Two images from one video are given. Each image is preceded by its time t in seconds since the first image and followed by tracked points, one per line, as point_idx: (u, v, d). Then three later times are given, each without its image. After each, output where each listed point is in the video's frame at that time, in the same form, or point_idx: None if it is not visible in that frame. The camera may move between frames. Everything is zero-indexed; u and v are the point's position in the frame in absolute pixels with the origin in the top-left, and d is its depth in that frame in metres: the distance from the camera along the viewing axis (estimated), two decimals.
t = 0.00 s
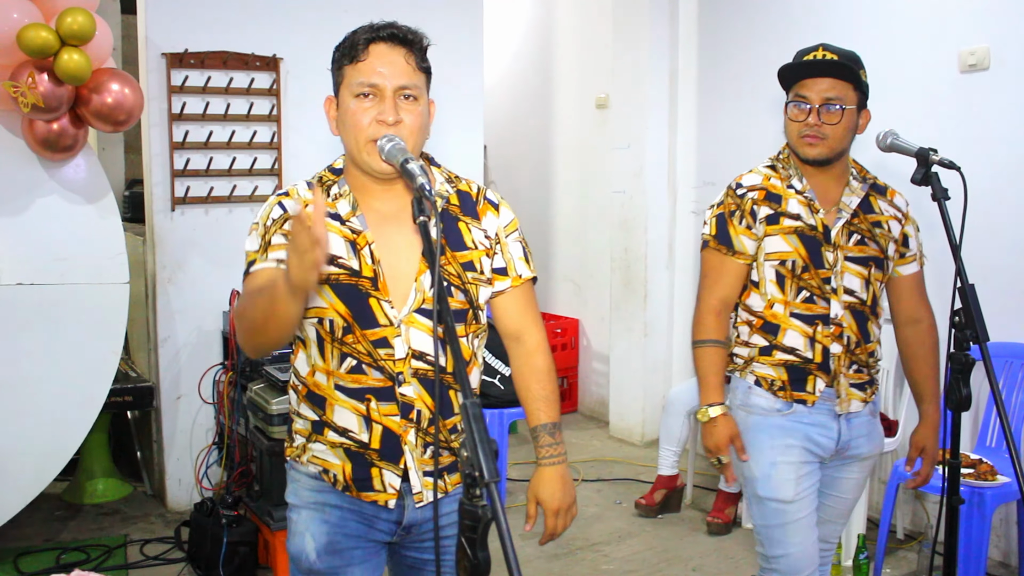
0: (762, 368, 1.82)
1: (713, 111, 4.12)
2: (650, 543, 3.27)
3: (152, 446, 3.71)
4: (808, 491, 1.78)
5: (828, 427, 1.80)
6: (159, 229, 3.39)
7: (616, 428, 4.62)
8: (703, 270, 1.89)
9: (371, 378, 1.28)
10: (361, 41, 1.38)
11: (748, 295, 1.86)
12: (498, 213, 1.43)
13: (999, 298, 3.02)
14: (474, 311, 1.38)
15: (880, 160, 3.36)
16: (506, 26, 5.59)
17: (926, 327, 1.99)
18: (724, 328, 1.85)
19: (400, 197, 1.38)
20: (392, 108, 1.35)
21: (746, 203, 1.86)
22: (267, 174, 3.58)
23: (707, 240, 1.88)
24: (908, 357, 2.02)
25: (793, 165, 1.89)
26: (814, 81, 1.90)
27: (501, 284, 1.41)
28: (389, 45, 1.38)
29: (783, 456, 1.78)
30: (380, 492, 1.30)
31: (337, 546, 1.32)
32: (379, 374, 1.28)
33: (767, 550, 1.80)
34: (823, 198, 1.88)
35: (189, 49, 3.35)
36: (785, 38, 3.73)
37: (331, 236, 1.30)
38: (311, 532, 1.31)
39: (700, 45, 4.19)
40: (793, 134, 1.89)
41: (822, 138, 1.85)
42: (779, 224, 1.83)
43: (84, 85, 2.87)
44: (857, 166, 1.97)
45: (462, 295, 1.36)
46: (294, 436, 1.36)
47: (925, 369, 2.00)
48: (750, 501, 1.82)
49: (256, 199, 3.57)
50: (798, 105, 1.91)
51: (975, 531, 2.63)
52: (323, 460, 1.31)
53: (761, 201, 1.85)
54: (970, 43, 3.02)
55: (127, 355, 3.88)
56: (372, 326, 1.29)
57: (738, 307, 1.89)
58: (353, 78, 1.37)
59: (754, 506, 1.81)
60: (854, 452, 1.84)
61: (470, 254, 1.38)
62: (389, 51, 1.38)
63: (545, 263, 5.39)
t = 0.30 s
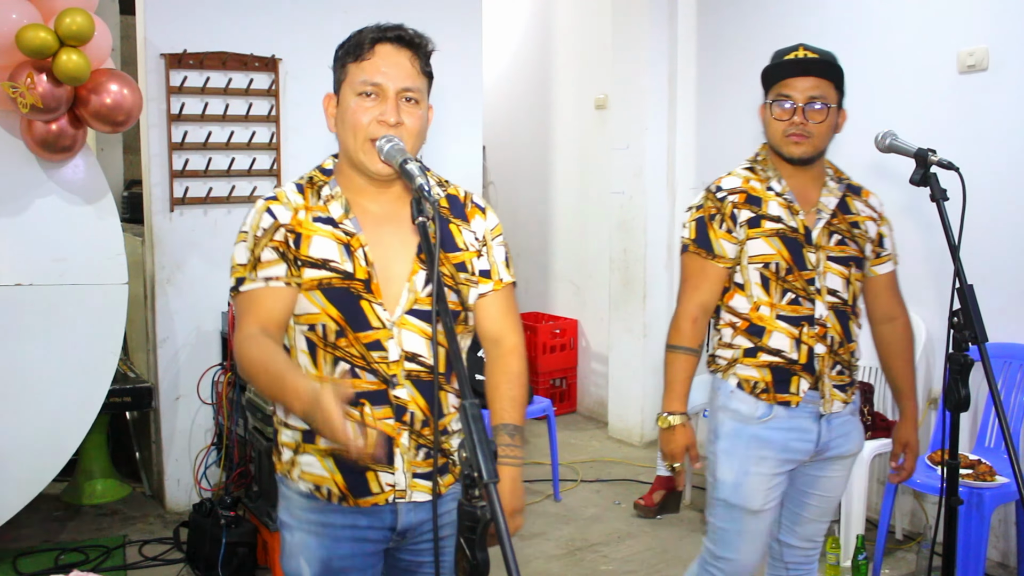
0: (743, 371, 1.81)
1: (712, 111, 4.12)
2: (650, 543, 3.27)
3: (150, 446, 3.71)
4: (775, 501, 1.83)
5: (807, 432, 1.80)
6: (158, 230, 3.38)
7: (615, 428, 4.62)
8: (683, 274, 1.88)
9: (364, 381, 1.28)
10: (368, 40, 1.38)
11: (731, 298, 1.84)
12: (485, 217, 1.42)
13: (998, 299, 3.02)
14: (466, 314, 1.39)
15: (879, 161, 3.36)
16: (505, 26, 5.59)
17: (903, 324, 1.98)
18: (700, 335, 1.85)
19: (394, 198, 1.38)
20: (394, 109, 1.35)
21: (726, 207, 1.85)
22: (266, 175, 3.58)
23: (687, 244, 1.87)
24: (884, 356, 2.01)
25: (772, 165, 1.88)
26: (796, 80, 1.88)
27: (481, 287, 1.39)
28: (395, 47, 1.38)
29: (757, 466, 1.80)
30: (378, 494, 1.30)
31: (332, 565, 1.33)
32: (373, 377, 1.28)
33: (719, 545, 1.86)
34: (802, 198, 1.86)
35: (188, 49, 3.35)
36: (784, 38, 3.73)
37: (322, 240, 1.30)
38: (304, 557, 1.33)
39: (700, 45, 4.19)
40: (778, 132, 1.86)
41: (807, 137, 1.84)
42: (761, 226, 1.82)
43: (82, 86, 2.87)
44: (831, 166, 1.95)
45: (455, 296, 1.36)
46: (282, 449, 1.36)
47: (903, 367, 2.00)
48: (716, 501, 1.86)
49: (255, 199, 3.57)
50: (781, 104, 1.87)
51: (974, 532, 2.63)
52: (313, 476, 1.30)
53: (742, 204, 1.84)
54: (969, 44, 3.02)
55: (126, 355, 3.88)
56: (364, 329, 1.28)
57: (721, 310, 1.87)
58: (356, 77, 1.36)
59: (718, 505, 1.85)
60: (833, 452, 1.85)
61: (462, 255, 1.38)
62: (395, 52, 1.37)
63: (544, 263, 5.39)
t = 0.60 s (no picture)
0: (696, 366, 1.85)
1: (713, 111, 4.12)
2: (650, 544, 3.27)
3: (151, 447, 3.71)
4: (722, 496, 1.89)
5: (756, 429, 1.84)
6: (158, 230, 3.38)
7: (615, 429, 4.62)
8: (642, 276, 1.86)
9: (343, 377, 1.27)
10: (371, 42, 1.39)
11: (684, 297, 1.85)
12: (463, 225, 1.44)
13: (998, 299, 3.02)
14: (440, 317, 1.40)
15: (879, 161, 3.36)
16: (505, 27, 5.60)
17: (846, 318, 2.00)
18: (670, 333, 1.83)
19: (380, 198, 1.38)
20: (395, 114, 1.35)
21: (686, 209, 1.84)
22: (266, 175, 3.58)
23: (646, 245, 1.85)
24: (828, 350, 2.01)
25: (725, 165, 1.90)
26: (764, 74, 1.90)
27: (459, 293, 1.42)
28: (399, 50, 1.39)
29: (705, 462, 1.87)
30: (345, 497, 1.29)
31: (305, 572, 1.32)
32: (351, 374, 1.28)
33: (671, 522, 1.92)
34: (756, 197, 1.87)
35: (188, 49, 3.35)
36: (784, 39, 3.73)
37: (314, 228, 1.30)
38: (277, 565, 1.31)
39: (699, 46, 4.19)
40: (750, 126, 1.87)
41: (779, 131, 1.86)
42: (719, 228, 1.83)
43: (82, 86, 2.87)
44: (782, 161, 1.99)
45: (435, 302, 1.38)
46: (247, 440, 1.32)
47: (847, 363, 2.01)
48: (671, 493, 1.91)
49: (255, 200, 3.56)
50: (754, 97, 1.88)
51: (974, 532, 2.64)
52: (279, 468, 1.27)
53: (700, 206, 1.84)
54: (969, 44, 3.02)
55: (126, 356, 3.88)
56: (349, 324, 1.28)
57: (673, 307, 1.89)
58: (358, 78, 1.36)
59: (671, 494, 1.91)
60: (786, 443, 1.87)
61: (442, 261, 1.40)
62: (399, 56, 1.39)
63: (544, 264, 5.39)
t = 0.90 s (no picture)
0: (688, 369, 1.85)
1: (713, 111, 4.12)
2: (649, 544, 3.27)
3: (151, 447, 3.71)
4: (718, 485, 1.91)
5: (747, 425, 1.85)
6: (158, 230, 3.38)
7: (615, 429, 4.62)
8: (635, 282, 1.84)
9: (338, 379, 1.27)
10: (372, 39, 1.39)
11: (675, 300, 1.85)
12: (455, 233, 1.50)
13: (998, 299, 3.01)
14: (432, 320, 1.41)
15: (879, 161, 3.36)
16: (506, 28, 5.60)
17: (812, 307, 2.09)
18: (665, 345, 1.82)
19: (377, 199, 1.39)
20: (395, 110, 1.35)
21: (678, 213, 1.84)
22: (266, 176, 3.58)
23: (640, 252, 1.83)
24: (793, 336, 2.11)
25: (706, 165, 1.92)
26: (745, 75, 1.93)
27: (453, 300, 1.46)
28: (400, 49, 1.40)
29: (703, 460, 1.86)
30: (337, 496, 1.29)
31: None
32: (345, 376, 1.28)
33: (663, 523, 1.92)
34: (737, 195, 1.93)
35: (188, 50, 3.36)
36: (784, 39, 3.73)
37: (312, 229, 1.30)
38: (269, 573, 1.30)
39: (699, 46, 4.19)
40: (733, 128, 1.90)
41: (760, 131, 1.91)
42: (710, 230, 1.84)
43: (82, 86, 2.87)
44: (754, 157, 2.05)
45: (428, 305, 1.38)
46: (234, 443, 1.32)
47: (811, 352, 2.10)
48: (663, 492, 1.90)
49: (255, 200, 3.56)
50: (738, 99, 1.92)
51: (974, 532, 2.64)
52: (269, 471, 1.27)
53: (692, 209, 1.85)
54: (969, 44, 3.02)
55: (126, 356, 3.88)
56: (345, 325, 1.28)
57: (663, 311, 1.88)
58: (358, 74, 1.36)
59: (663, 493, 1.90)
60: (772, 437, 1.89)
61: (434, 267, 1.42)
62: (399, 54, 1.39)
63: (544, 264, 5.39)
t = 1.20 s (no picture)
0: (689, 369, 1.86)
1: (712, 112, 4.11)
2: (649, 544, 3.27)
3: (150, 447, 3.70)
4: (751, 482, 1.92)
5: (750, 424, 1.86)
6: (158, 230, 3.38)
7: (615, 429, 4.62)
8: (639, 287, 1.82)
9: (336, 383, 1.27)
10: (373, 41, 1.38)
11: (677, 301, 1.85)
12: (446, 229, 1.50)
13: (998, 299, 3.01)
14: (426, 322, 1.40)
15: (878, 161, 3.36)
16: (506, 28, 5.60)
17: (807, 304, 2.11)
18: (670, 348, 1.82)
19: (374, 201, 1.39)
20: (396, 112, 1.36)
21: (681, 217, 1.83)
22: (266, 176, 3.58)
23: (642, 255, 1.81)
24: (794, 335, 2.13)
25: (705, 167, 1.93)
26: (744, 77, 1.96)
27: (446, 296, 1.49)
28: (400, 51, 1.39)
29: (706, 462, 1.88)
30: (334, 503, 1.30)
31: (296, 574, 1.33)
32: (343, 379, 1.28)
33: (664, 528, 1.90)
34: (734, 198, 1.94)
35: (188, 50, 3.36)
36: (785, 40, 3.73)
37: (307, 235, 1.28)
38: (270, 569, 1.31)
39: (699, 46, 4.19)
40: (733, 129, 1.93)
41: (758, 133, 1.95)
42: (712, 234, 1.85)
43: (82, 86, 2.87)
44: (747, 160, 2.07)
45: (422, 305, 1.38)
46: (231, 447, 1.31)
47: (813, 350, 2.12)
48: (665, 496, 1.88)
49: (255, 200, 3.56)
50: (738, 101, 1.94)
51: (973, 532, 2.64)
52: (268, 475, 1.27)
53: (693, 212, 1.85)
54: (968, 44, 3.02)
55: (126, 356, 3.88)
56: (342, 329, 1.28)
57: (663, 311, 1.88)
58: (358, 76, 1.36)
59: (665, 498, 1.88)
60: (776, 433, 1.90)
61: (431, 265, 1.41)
62: (399, 57, 1.39)
63: (544, 265, 5.39)
